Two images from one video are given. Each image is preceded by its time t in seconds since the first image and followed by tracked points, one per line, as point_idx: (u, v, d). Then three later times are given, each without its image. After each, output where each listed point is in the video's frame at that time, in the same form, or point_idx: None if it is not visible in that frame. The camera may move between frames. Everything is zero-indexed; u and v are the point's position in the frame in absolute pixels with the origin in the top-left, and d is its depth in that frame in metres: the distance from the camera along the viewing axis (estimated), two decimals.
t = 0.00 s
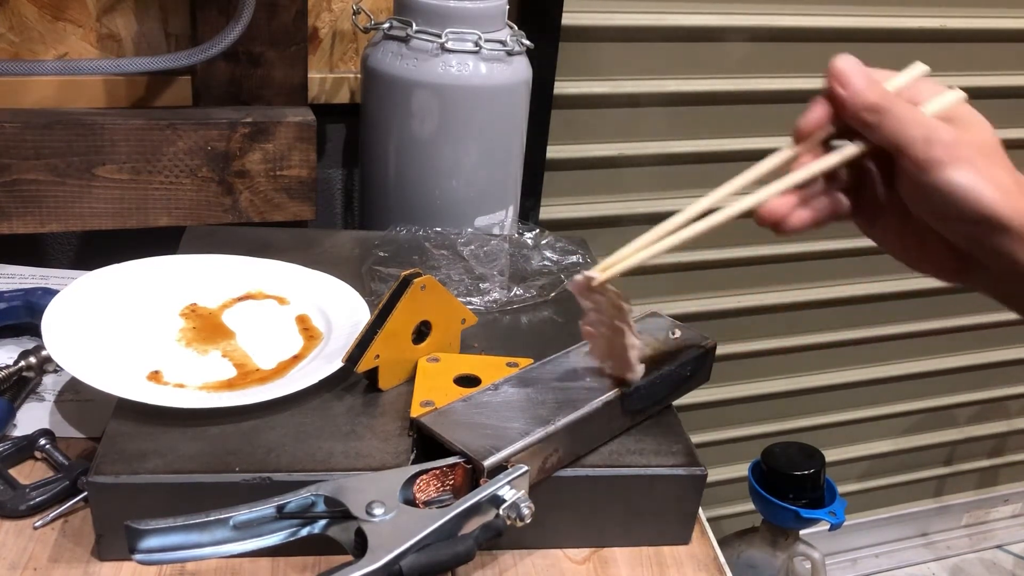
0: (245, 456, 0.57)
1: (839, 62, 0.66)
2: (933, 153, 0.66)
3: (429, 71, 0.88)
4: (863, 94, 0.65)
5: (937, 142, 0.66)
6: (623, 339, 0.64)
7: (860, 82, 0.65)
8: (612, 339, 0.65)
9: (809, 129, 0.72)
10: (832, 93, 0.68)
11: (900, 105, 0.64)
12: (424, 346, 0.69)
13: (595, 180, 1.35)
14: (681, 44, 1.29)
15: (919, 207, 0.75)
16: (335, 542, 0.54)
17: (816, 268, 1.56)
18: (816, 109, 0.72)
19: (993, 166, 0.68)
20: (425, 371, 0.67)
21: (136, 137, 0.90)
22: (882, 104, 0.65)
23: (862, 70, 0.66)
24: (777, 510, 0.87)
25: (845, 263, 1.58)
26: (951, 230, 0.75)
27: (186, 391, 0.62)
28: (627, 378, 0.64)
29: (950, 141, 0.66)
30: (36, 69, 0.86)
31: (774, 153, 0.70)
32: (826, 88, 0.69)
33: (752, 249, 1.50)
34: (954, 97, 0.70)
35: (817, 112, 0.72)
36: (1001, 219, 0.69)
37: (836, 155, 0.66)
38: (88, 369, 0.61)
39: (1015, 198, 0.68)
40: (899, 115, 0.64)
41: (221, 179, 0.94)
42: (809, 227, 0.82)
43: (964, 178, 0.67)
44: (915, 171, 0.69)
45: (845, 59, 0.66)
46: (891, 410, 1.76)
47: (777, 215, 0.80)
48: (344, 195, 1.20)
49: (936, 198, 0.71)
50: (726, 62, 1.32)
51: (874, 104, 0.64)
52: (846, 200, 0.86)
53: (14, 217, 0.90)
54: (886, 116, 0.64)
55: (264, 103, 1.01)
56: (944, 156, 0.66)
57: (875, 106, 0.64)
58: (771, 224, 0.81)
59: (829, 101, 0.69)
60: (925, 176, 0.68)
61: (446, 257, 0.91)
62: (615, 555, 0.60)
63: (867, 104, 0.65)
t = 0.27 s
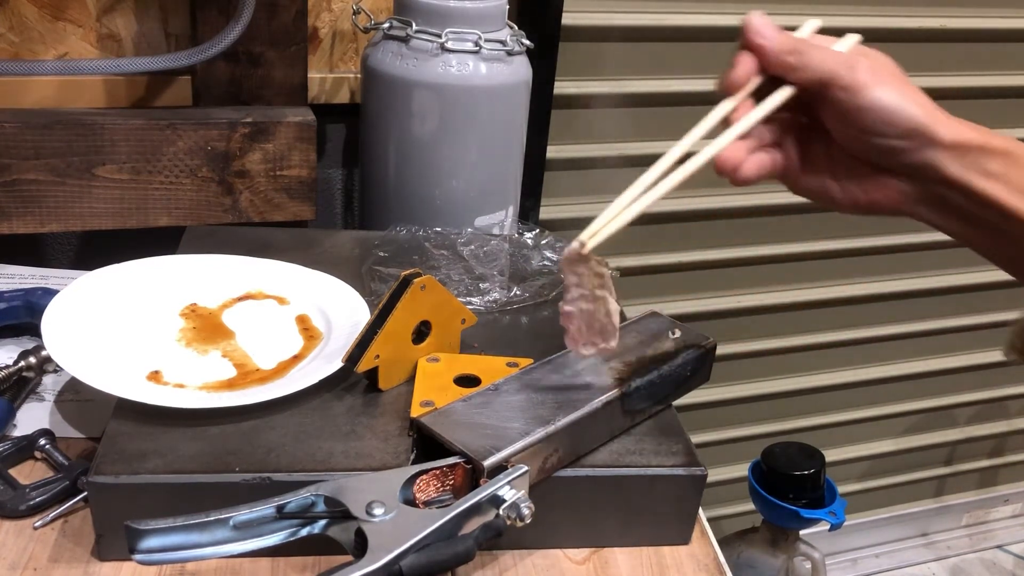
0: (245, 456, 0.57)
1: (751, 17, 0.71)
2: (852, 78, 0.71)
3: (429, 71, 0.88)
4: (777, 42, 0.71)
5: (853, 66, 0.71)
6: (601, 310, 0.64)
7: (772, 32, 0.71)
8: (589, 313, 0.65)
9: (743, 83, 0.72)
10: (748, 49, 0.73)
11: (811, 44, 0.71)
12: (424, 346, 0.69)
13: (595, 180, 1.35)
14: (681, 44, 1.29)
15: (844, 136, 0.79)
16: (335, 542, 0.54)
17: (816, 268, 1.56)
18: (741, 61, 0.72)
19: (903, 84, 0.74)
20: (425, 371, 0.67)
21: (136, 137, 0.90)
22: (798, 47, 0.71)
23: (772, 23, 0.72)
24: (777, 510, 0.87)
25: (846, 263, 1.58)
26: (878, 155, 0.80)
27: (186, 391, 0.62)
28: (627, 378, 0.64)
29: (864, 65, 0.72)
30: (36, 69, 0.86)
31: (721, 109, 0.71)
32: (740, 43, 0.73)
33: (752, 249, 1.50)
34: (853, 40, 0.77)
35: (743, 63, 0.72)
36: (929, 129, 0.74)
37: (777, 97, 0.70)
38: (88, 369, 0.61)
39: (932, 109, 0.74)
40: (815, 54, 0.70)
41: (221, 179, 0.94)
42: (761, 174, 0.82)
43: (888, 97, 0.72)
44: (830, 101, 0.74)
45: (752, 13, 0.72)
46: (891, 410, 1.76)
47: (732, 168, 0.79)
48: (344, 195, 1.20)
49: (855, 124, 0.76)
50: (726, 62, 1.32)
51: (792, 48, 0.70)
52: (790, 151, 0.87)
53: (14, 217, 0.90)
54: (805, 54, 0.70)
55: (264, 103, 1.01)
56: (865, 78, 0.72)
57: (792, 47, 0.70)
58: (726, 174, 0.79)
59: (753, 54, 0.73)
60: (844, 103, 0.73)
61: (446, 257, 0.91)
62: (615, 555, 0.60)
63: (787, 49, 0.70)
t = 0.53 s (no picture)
0: (245, 456, 0.57)
1: (661, 43, 0.85)
2: (764, 73, 0.85)
3: (429, 71, 0.88)
4: (688, 61, 0.85)
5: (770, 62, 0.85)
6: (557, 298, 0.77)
7: (681, 53, 0.85)
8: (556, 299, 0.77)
9: (669, 100, 0.86)
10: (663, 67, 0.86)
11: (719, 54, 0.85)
12: (424, 345, 0.69)
13: (595, 179, 1.35)
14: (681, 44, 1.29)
15: (767, 130, 0.93)
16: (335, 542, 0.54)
17: (816, 268, 1.56)
18: (664, 82, 0.86)
19: (815, 74, 0.87)
20: (425, 371, 0.67)
21: (136, 137, 0.90)
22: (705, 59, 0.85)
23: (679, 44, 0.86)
24: (777, 510, 0.87)
25: (846, 263, 1.58)
26: (798, 137, 0.90)
27: (186, 391, 0.62)
28: (627, 378, 0.64)
29: (777, 59, 0.85)
30: (36, 69, 0.86)
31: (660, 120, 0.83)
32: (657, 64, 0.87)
33: (752, 249, 1.50)
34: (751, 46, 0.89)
35: (665, 83, 0.86)
36: (843, 108, 0.85)
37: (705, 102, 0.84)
38: (88, 369, 0.61)
39: (844, 91, 0.85)
40: (724, 61, 0.85)
41: (221, 179, 0.94)
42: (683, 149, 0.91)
43: (801, 86, 0.85)
44: (752, 98, 0.88)
45: (661, 40, 0.86)
46: (891, 410, 1.76)
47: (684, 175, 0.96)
48: (344, 195, 1.20)
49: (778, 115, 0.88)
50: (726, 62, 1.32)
51: (705, 60, 0.85)
52: (727, 152, 1.00)
53: (14, 217, 0.90)
54: (712, 63, 0.85)
55: (264, 103, 1.01)
56: (779, 71, 0.85)
57: (702, 59, 0.85)
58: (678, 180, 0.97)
59: (674, 74, 0.86)
60: (764, 97, 0.87)
61: (446, 257, 0.91)
62: (615, 555, 0.60)
63: (701, 61, 0.85)
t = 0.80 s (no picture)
0: (245, 457, 0.57)
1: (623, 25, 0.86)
2: (730, 46, 0.89)
3: (428, 71, 0.88)
4: (654, 41, 0.87)
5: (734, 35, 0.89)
6: (591, 317, 0.63)
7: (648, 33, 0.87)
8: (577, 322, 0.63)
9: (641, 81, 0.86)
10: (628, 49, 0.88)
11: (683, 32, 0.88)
12: (424, 345, 0.69)
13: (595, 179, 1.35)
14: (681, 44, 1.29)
15: (731, 104, 0.98)
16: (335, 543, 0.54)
17: (816, 268, 1.56)
18: (634, 64, 0.86)
19: (776, 44, 0.91)
20: (425, 371, 0.67)
21: (135, 137, 0.90)
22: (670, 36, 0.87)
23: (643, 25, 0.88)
24: (777, 510, 0.87)
25: (846, 263, 1.58)
26: (760, 108, 0.95)
27: (185, 391, 0.62)
28: (626, 378, 0.64)
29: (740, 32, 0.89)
30: (36, 69, 0.86)
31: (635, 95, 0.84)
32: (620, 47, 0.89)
33: (752, 249, 1.50)
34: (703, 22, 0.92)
35: (636, 66, 0.87)
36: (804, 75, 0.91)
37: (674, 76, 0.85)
38: (88, 369, 0.61)
39: (803, 59, 0.91)
40: (689, 39, 0.88)
41: (221, 179, 0.94)
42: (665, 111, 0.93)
43: (766, 57, 0.89)
44: (718, 72, 0.92)
45: (622, 22, 0.88)
46: (892, 410, 1.76)
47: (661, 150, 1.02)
48: (344, 195, 1.20)
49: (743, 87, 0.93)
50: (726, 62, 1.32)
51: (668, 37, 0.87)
52: (693, 129, 1.03)
53: (14, 217, 0.90)
54: (677, 41, 0.87)
55: (264, 103, 1.01)
56: (743, 45, 0.89)
57: (667, 38, 0.87)
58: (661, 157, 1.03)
59: (642, 54, 0.87)
60: (730, 70, 0.90)
61: (446, 257, 0.91)
62: (615, 555, 0.60)
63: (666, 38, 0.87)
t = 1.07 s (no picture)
0: (245, 456, 0.57)
1: (621, 45, 0.86)
2: (724, 64, 0.90)
3: (428, 71, 0.88)
4: (652, 61, 0.87)
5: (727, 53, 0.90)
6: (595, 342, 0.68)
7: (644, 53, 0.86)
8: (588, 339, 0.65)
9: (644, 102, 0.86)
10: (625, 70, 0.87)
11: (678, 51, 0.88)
12: (424, 345, 0.69)
13: (594, 179, 1.35)
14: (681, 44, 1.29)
15: (725, 119, 0.98)
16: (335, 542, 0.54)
17: (816, 268, 1.56)
18: (636, 84, 0.86)
19: (768, 60, 0.92)
20: (425, 371, 0.67)
21: (135, 137, 0.90)
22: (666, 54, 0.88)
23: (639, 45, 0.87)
24: (777, 510, 0.87)
25: (846, 263, 1.58)
26: (754, 123, 0.95)
27: (186, 391, 0.62)
28: (627, 378, 0.64)
29: (733, 50, 0.90)
30: (35, 69, 0.86)
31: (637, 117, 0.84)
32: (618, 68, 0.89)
33: (751, 249, 1.50)
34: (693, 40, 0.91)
35: (637, 86, 0.86)
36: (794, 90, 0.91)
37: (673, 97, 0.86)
38: (88, 369, 0.61)
39: (794, 74, 0.92)
40: (685, 58, 0.88)
41: (221, 179, 0.94)
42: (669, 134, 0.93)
43: (759, 74, 0.90)
44: (712, 87, 0.93)
45: (621, 42, 0.86)
46: (891, 410, 1.76)
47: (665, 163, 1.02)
48: (344, 195, 1.20)
49: (737, 103, 0.93)
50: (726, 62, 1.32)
51: (664, 56, 0.87)
52: (689, 144, 1.04)
53: (14, 217, 0.90)
54: (674, 60, 0.88)
55: (264, 103, 1.01)
56: (738, 61, 0.90)
57: (663, 57, 0.87)
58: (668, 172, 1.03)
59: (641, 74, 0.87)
60: (726, 86, 0.91)
61: (446, 257, 0.91)
62: (615, 555, 0.60)
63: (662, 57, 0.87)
